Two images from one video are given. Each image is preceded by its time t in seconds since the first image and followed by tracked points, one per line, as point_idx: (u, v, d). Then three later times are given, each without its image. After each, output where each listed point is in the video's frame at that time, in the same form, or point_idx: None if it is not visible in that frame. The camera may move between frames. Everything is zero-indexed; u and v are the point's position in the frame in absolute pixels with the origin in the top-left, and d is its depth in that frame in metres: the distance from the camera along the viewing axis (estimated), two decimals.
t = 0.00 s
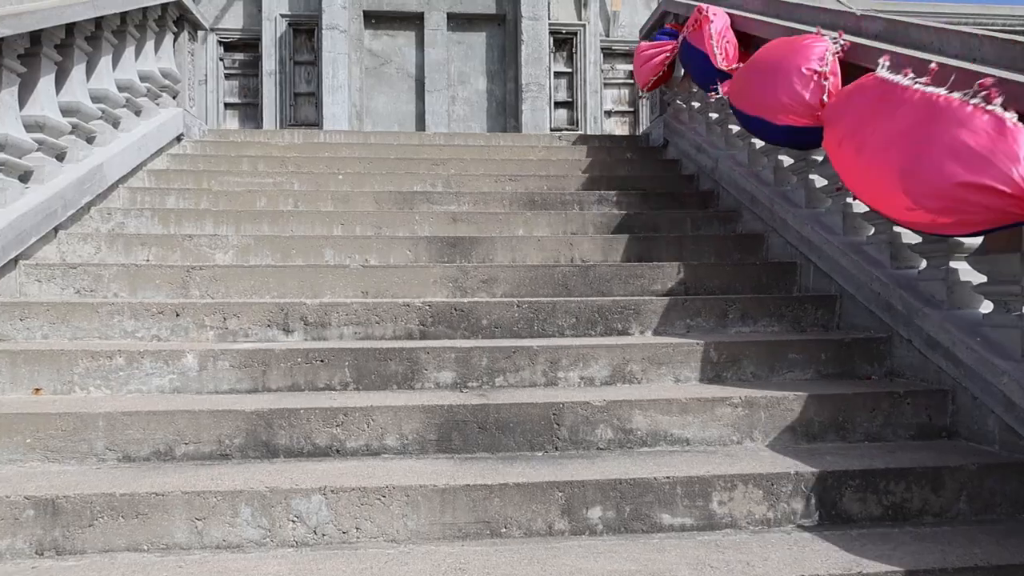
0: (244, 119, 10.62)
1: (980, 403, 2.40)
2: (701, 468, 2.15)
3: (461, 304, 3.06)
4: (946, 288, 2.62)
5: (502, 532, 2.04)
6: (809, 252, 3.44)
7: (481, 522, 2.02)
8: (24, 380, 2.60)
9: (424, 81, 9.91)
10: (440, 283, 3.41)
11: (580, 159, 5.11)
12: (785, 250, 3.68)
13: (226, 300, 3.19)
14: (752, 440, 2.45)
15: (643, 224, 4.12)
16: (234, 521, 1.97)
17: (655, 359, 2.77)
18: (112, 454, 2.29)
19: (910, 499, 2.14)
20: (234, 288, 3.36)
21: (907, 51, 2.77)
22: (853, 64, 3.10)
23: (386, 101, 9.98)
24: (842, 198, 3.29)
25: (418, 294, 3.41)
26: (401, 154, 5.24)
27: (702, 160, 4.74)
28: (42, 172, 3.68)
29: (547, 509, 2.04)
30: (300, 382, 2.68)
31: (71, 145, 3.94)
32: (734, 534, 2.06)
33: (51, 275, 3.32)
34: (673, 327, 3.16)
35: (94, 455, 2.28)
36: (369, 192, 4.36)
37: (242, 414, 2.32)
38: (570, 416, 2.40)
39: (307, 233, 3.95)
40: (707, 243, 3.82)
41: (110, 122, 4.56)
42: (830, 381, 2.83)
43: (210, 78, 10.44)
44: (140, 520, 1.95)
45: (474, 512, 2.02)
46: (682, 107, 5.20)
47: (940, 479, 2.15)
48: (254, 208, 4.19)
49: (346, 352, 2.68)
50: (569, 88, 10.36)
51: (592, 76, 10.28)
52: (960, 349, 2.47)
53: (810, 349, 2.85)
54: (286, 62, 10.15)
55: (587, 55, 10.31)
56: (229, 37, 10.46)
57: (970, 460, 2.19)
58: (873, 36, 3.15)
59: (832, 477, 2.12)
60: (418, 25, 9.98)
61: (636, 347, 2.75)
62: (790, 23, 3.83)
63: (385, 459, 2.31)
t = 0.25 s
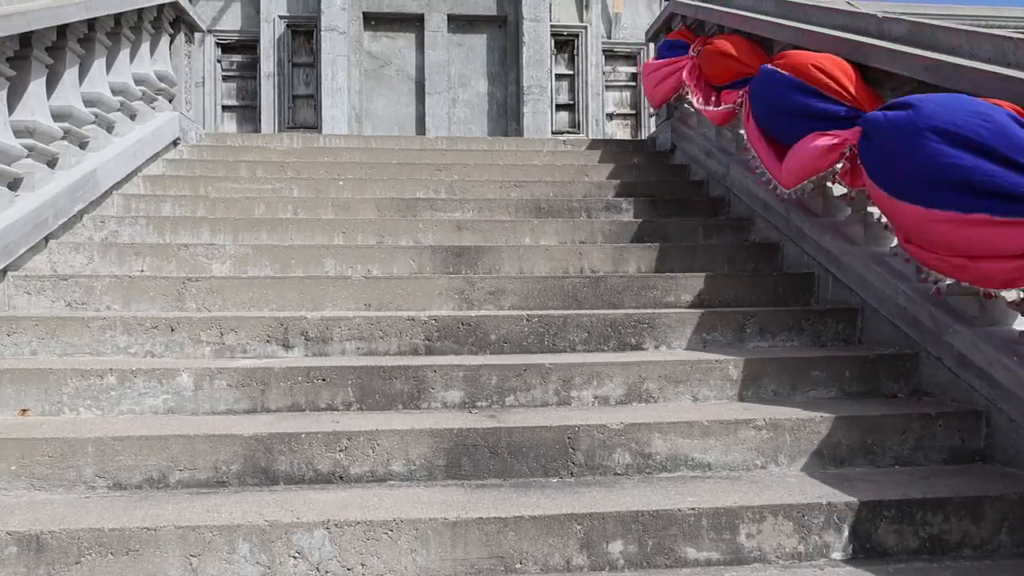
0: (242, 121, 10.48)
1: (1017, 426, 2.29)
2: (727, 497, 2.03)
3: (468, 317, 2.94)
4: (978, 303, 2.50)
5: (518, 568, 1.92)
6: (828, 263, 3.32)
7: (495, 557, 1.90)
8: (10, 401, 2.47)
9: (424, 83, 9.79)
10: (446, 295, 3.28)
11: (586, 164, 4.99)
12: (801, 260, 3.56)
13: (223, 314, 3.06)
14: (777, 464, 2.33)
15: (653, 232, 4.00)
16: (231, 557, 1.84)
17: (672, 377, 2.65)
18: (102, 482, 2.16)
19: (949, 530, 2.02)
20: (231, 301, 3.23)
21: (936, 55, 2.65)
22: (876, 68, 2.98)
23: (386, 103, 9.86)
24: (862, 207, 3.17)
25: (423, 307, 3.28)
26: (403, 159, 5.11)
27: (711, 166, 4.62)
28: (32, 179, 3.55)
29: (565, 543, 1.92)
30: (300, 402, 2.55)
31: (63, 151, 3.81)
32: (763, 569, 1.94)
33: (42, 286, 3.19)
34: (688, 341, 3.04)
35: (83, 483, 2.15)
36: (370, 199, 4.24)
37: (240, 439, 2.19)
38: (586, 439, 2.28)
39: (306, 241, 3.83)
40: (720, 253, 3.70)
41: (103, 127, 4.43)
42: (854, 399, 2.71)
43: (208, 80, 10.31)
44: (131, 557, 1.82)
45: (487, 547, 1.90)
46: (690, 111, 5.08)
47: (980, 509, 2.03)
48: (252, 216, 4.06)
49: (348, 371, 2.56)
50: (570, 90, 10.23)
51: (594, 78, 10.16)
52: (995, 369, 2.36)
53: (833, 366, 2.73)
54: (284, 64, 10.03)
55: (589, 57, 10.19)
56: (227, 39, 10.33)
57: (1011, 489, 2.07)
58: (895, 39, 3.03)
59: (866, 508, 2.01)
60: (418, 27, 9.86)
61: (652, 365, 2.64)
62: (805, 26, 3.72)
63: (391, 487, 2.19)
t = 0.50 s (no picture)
0: (241, 125, 10.38)
1: None
2: (752, 537, 1.95)
3: (477, 339, 2.85)
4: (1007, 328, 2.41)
5: None
6: (845, 280, 3.23)
7: None
8: (2, 430, 2.38)
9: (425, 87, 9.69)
10: (452, 313, 3.19)
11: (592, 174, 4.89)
12: (816, 276, 3.47)
13: (224, 335, 2.97)
14: (800, 497, 2.24)
15: (662, 246, 3.91)
16: None
17: (689, 403, 2.56)
18: (97, 519, 2.07)
19: (983, 571, 1.94)
20: (232, 320, 3.14)
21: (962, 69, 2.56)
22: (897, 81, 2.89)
23: (386, 107, 9.76)
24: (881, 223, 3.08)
25: (429, 326, 3.19)
26: (406, 168, 5.02)
27: (720, 176, 4.52)
28: (27, 193, 3.46)
29: None
30: (304, 431, 2.46)
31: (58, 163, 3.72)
32: None
33: (36, 306, 3.09)
34: (703, 363, 2.95)
35: (77, 521, 2.06)
36: (373, 211, 4.14)
37: (242, 474, 2.10)
38: (603, 472, 2.19)
39: (308, 256, 3.73)
40: (733, 268, 3.61)
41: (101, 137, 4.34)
42: (877, 425, 2.62)
43: (207, 84, 10.21)
44: None
45: None
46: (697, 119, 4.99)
47: (1015, 549, 1.94)
48: (252, 229, 3.97)
49: (354, 398, 2.47)
50: (572, 94, 10.08)
51: (596, 82, 10.05)
52: None
53: (854, 390, 2.64)
54: (284, 68, 9.92)
55: (591, 61, 10.08)
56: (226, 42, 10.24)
57: None
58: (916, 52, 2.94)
59: (898, 548, 1.92)
60: (418, 30, 9.76)
61: (668, 391, 2.55)
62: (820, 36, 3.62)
63: (399, 524, 2.10)
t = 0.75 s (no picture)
0: (240, 129, 10.31)
1: None
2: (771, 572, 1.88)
3: (483, 358, 2.78)
4: None
5: None
6: (858, 296, 3.17)
7: None
8: None
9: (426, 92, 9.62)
10: (457, 330, 3.13)
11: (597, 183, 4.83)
12: (827, 291, 3.41)
13: (223, 353, 2.90)
14: (818, 525, 2.18)
15: (669, 259, 3.85)
16: None
17: (701, 426, 2.50)
18: (93, 551, 2.00)
19: None
20: (232, 337, 3.07)
21: (984, 86, 2.50)
22: (915, 95, 2.83)
23: (386, 112, 9.70)
24: (895, 239, 3.02)
25: (433, 343, 3.12)
26: (408, 178, 4.95)
27: (727, 186, 4.46)
28: (22, 207, 3.39)
29: None
30: (306, 455, 2.39)
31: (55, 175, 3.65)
32: None
33: (31, 323, 3.02)
34: (714, 382, 2.88)
35: (71, 553, 1.99)
36: (375, 223, 4.08)
37: (242, 504, 2.03)
38: (615, 501, 2.13)
39: (309, 270, 3.67)
40: (742, 282, 3.54)
41: (98, 147, 4.27)
42: (894, 448, 2.56)
43: (205, 88, 10.14)
44: None
45: None
46: (702, 128, 4.92)
47: None
48: (253, 241, 3.90)
49: (357, 421, 2.40)
50: (573, 98, 10.03)
51: (597, 87, 9.98)
52: None
53: (871, 412, 2.58)
54: (283, 72, 9.86)
55: (592, 65, 10.01)
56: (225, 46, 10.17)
57: None
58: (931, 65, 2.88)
59: None
60: (419, 35, 9.71)
61: (680, 414, 2.49)
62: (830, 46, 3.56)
63: (406, 555, 2.03)
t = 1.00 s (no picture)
0: (238, 132, 10.26)
1: None
2: None
3: (484, 368, 2.75)
4: None
5: None
6: (862, 304, 3.13)
7: None
8: None
9: (425, 94, 9.59)
10: (457, 338, 3.09)
11: (597, 188, 4.79)
12: (831, 299, 3.37)
13: (220, 363, 2.86)
14: (826, 540, 2.14)
15: (671, 265, 3.81)
16: None
17: (706, 438, 2.47)
18: (86, 569, 1.95)
19: None
20: (229, 346, 3.03)
21: (991, 93, 2.47)
22: (921, 101, 2.80)
23: (385, 115, 9.66)
24: (900, 246, 2.99)
25: (433, 351, 3.08)
26: (408, 183, 4.92)
27: (728, 191, 4.42)
28: (17, 213, 3.35)
29: None
30: (304, 469, 2.35)
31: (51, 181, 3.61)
32: None
33: (25, 332, 2.98)
34: (717, 391, 2.85)
35: (64, 571, 1.94)
36: (374, 228, 4.04)
37: (239, 521, 1.99)
38: (619, 516, 2.09)
39: (308, 278, 3.63)
40: (745, 289, 3.51)
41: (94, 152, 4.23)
42: (900, 460, 2.52)
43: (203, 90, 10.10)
44: None
45: None
46: (704, 132, 4.88)
47: None
48: (250, 248, 3.86)
49: (356, 434, 2.36)
50: (572, 101, 9.99)
51: (597, 89, 9.94)
52: None
53: (877, 424, 2.55)
54: (282, 74, 9.82)
55: (591, 68, 9.97)
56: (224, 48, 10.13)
57: None
58: (938, 70, 2.84)
59: None
60: (418, 37, 9.68)
61: (684, 425, 2.45)
62: (834, 51, 3.53)
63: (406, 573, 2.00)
